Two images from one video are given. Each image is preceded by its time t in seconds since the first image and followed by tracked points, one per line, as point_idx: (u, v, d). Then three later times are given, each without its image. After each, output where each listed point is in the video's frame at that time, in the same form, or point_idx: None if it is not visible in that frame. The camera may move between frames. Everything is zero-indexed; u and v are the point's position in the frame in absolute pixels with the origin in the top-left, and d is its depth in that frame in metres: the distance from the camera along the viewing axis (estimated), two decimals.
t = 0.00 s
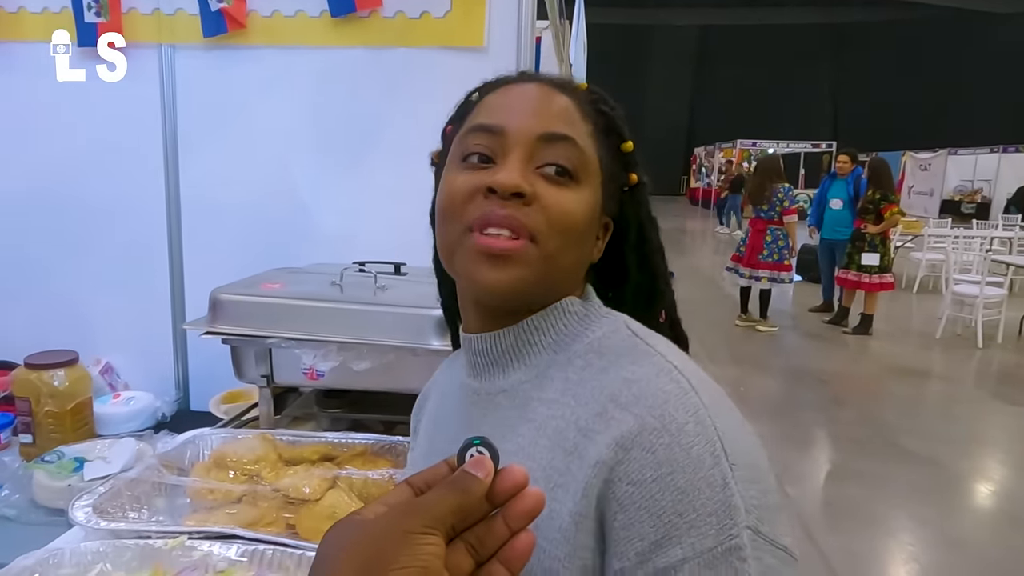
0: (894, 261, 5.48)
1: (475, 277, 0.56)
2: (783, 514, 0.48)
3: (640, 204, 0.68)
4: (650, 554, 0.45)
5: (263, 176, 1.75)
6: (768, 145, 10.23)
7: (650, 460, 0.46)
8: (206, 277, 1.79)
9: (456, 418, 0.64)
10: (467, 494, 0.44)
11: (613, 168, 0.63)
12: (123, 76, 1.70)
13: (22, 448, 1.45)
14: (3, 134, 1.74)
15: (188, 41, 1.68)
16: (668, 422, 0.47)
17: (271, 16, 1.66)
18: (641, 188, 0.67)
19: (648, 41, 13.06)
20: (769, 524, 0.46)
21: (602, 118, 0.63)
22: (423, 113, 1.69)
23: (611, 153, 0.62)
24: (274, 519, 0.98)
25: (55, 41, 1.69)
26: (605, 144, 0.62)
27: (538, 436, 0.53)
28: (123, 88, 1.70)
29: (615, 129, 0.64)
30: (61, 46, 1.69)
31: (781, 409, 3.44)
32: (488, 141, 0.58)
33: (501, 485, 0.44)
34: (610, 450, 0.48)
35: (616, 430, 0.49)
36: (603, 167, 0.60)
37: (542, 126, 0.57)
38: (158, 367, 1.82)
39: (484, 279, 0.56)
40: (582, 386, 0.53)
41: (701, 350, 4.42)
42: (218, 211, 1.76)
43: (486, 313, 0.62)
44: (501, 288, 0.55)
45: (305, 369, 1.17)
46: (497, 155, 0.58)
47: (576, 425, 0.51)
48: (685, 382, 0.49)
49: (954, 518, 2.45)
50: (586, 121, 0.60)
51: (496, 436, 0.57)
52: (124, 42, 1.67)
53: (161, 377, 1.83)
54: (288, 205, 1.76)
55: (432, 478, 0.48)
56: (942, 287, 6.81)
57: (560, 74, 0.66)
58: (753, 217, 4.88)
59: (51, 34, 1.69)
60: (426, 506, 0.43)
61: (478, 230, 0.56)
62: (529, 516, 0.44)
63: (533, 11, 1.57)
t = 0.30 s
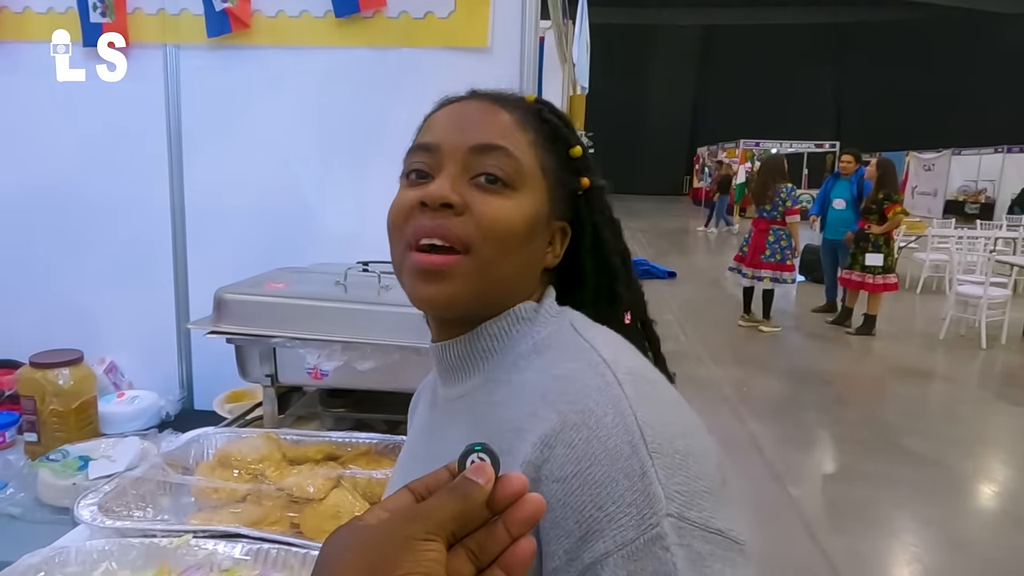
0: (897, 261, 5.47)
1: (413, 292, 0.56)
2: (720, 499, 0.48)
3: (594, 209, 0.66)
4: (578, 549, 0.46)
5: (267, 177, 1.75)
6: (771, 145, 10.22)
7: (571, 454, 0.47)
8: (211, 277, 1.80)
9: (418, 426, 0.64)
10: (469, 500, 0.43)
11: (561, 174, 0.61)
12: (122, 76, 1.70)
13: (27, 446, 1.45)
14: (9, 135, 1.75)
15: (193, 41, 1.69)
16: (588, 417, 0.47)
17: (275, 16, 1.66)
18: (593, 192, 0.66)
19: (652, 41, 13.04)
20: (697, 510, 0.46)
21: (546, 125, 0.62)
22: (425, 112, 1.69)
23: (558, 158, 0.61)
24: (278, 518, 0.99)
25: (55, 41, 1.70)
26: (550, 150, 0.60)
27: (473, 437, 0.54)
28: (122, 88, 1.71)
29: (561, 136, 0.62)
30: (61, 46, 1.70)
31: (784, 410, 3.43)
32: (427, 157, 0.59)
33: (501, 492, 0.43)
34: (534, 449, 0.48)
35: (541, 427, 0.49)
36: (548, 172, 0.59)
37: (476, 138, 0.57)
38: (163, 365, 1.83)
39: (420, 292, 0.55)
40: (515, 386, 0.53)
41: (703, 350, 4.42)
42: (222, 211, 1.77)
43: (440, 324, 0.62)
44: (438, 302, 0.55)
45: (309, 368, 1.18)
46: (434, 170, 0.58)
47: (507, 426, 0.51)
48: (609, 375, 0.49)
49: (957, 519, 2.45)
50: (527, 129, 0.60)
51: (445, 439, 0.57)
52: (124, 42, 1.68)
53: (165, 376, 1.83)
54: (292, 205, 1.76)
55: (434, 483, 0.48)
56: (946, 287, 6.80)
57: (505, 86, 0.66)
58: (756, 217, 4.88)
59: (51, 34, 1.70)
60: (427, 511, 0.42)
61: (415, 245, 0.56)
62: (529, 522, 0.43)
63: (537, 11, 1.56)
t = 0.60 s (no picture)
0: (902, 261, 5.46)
1: (382, 297, 0.56)
2: (702, 500, 0.49)
3: (560, 194, 0.66)
4: (563, 556, 0.46)
5: (272, 177, 1.76)
6: (775, 145, 10.21)
7: (553, 461, 0.46)
8: (216, 276, 1.81)
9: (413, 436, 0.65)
10: (462, 501, 0.43)
11: (522, 163, 0.61)
12: (122, 76, 1.71)
13: (35, 444, 1.46)
14: (16, 135, 1.76)
15: (199, 41, 1.70)
16: (569, 422, 0.47)
17: (281, 16, 1.67)
18: (556, 179, 0.66)
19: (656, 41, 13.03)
20: (680, 513, 0.47)
21: (499, 118, 0.63)
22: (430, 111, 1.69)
23: (514, 148, 0.62)
24: (285, 515, 0.99)
25: (55, 41, 1.71)
26: (505, 141, 0.61)
27: (455, 440, 0.54)
28: (123, 87, 1.72)
29: (516, 126, 0.63)
30: (61, 46, 1.72)
31: (787, 410, 3.43)
32: (384, 168, 0.60)
33: (492, 495, 0.44)
34: (516, 457, 0.47)
35: (522, 434, 0.48)
36: (504, 162, 0.60)
37: (429, 140, 0.58)
38: (168, 364, 1.84)
39: (390, 295, 0.56)
40: (496, 390, 0.53)
41: (707, 350, 4.42)
42: (227, 211, 1.78)
43: (426, 330, 0.62)
44: (408, 304, 0.55)
45: (315, 367, 1.18)
46: (391, 176, 0.59)
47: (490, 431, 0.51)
48: (589, 377, 0.49)
49: (961, 520, 2.45)
50: (479, 124, 0.61)
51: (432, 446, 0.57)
52: (124, 43, 1.69)
53: (170, 374, 1.84)
54: (297, 203, 1.77)
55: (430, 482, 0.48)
56: (950, 288, 6.78)
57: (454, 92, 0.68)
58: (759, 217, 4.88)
59: (52, 34, 1.71)
60: (422, 512, 0.43)
61: (382, 250, 0.57)
62: (521, 523, 0.43)
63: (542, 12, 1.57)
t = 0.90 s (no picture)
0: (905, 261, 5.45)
1: (367, 297, 0.57)
2: (706, 515, 0.49)
3: (557, 198, 0.66)
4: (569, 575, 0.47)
5: (276, 178, 1.77)
6: (777, 145, 10.21)
7: (556, 481, 0.47)
8: (221, 275, 1.81)
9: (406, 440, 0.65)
10: (454, 499, 0.44)
11: (519, 166, 0.61)
12: (122, 76, 1.73)
13: (41, 442, 1.47)
14: (22, 135, 1.77)
15: (205, 41, 1.71)
16: (571, 441, 0.47)
17: (286, 16, 1.68)
18: (554, 182, 0.65)
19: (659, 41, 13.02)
20: (685, 531, 0.47)
21: (498, 119, 0.63)
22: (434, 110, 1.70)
23: (512, 150, 0.62)
24: (291, 512, 1.00)
25: (55, 41, 1.73)
26: (504, 142, 0.61)
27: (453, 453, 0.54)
28: (122, 88, 1.73)
29: (515, 128, 0.63)
30: (62, 45, 1.73)
31: (789, 411, 3.43)
32: (376, 163, 0.60)
33: (484, 491, 0.44)
34: (518, 476, 0.48)
35: (523, 453, 0.48)
36: (500, 164, 0.60)
37: (423, 138, 0.58)
38: (174, 362, 1.85)
39: (374, 295, 0.56)
40: (494, 403, 0.53)
41: (709, 350, 4.42)
42: (231, 210, 1.79)
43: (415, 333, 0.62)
44: (394, 306, 0.55)
45: (321, 365, 1.19)
46: (384, 173, 0.59)
47: (490, 446, 0.51)
48: (589, 393, 0.49)
49: (964, 520, 2.45)
50: (477, 124, 0.60)
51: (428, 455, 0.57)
52: (123, 43, 1.70)
53: (175, 372, 1.85)
54: (302, 203, 1.78)
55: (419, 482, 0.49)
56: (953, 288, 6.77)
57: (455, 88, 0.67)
58: (762, 217, 4.87)
59: (53, 33, 1.73)
60: (414, 510, 0.44)
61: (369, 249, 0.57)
62: (513, 521, 0.44)
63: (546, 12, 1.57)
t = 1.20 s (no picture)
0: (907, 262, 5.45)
1: (388, 307, 0.58)
2: (739, 514, 0.50)
3: (572, 190, 0.66)
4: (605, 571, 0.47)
5: (280, 177, 1.77)
6: (779, 145, 10.21)
7: (594, 476, 0.48)
8: (225, 275, 1.82)
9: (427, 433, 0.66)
10: (439, 502, 0.44)
11: (534, 160, 0.62)
12: (122, 76, 1.73)
13: (46, 439, 1.48)
14: (25, 135, 1.78)
15: (208, 42, 1.71)
16: (610, 436, 0.48)
17: (289, 17, 1.69)
18: (569, 172, 0.66)
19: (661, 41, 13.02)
20: (722, 531, 0.47)
21: (512, 110, 0.63)
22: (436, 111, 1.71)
23: (528, 144, 0.62)
24: (294, 509, 1.00)
25: (55, 41, 1.73)
26: (519, 136, 0.61)
27: (488, 449, 0.55)
28: (122, 88, 1.74)
29: (529, 118, 0.63)
30: (61, 46, 1.74)
31: (791, 411, 3.43)
32: (387, 167, 0.60)
33: (470, 493, 0.44)
34: (556, 471, 0.49)
35: (560, 448, 0.50)
36: (517, 160, 0.60)
37: (435, 142, 0.58)
38: (177, 361, 1.85)
39: (397, 307, 0.57)
40: (528, 401, 0.54)
41: (711, 349, 4.43)
42: (235, 210, 1.79)
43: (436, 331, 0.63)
44: (417, 316, 0.57)
45: (324, 364, 1.19)
46: (396, 177, 0.59)
47: (525, 443, 0.52)
48: (626, 390, 0.50)
49: (965, 520, 2.45)
50: (490, 120, 0.60)
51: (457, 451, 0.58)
52: (124, 44, 1.71)
53: (179, 371, 1.86)
54: (305, 203, 1.79)
55: (405, 486, 0.49)
56: (955, 289, 6.77)
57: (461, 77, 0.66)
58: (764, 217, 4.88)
59: (52, 33, 1.73)
60: (399, 514, 0.44)
61: (388, 259, 0.57)
62: (500, 522, 0.44)
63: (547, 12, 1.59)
